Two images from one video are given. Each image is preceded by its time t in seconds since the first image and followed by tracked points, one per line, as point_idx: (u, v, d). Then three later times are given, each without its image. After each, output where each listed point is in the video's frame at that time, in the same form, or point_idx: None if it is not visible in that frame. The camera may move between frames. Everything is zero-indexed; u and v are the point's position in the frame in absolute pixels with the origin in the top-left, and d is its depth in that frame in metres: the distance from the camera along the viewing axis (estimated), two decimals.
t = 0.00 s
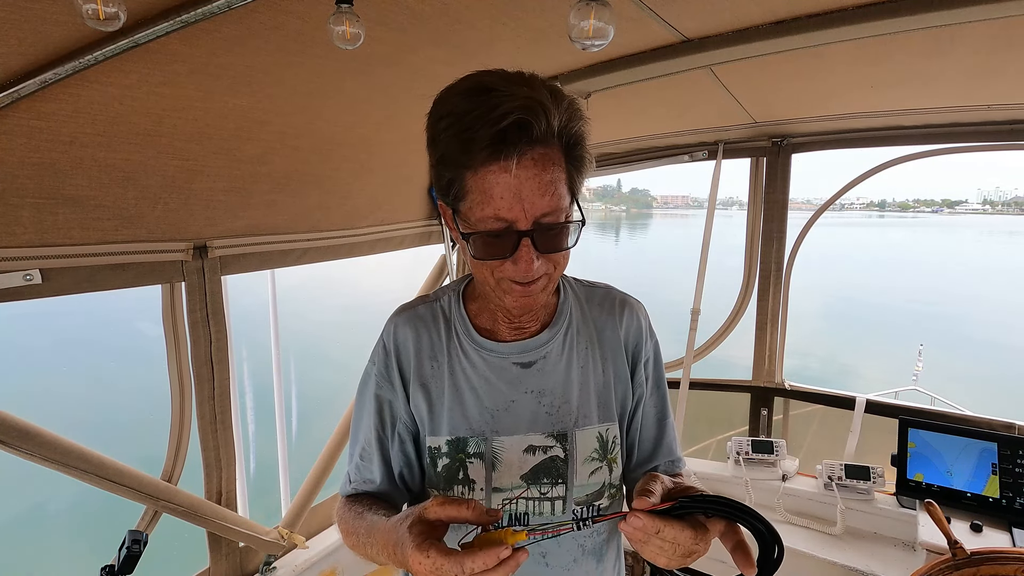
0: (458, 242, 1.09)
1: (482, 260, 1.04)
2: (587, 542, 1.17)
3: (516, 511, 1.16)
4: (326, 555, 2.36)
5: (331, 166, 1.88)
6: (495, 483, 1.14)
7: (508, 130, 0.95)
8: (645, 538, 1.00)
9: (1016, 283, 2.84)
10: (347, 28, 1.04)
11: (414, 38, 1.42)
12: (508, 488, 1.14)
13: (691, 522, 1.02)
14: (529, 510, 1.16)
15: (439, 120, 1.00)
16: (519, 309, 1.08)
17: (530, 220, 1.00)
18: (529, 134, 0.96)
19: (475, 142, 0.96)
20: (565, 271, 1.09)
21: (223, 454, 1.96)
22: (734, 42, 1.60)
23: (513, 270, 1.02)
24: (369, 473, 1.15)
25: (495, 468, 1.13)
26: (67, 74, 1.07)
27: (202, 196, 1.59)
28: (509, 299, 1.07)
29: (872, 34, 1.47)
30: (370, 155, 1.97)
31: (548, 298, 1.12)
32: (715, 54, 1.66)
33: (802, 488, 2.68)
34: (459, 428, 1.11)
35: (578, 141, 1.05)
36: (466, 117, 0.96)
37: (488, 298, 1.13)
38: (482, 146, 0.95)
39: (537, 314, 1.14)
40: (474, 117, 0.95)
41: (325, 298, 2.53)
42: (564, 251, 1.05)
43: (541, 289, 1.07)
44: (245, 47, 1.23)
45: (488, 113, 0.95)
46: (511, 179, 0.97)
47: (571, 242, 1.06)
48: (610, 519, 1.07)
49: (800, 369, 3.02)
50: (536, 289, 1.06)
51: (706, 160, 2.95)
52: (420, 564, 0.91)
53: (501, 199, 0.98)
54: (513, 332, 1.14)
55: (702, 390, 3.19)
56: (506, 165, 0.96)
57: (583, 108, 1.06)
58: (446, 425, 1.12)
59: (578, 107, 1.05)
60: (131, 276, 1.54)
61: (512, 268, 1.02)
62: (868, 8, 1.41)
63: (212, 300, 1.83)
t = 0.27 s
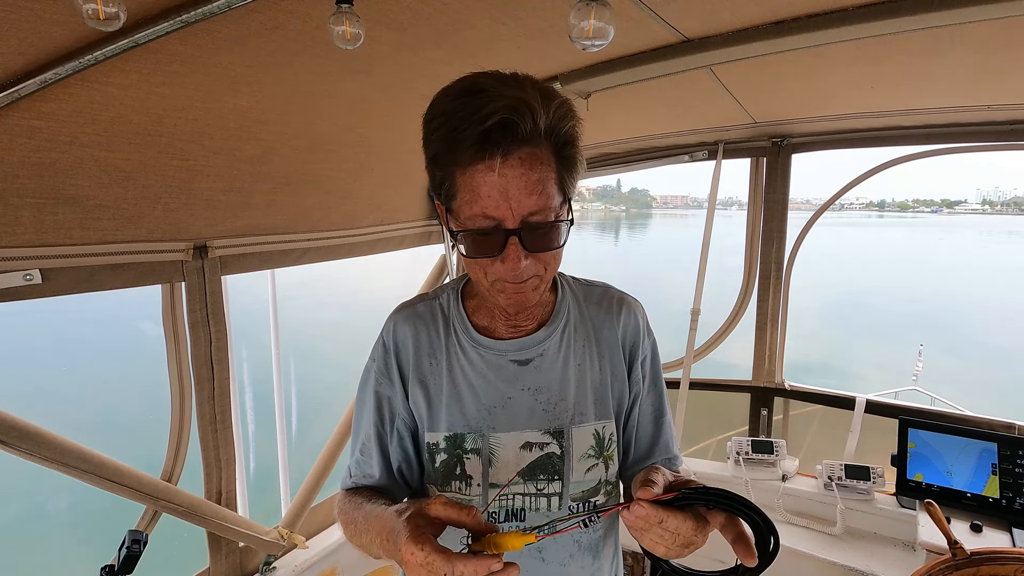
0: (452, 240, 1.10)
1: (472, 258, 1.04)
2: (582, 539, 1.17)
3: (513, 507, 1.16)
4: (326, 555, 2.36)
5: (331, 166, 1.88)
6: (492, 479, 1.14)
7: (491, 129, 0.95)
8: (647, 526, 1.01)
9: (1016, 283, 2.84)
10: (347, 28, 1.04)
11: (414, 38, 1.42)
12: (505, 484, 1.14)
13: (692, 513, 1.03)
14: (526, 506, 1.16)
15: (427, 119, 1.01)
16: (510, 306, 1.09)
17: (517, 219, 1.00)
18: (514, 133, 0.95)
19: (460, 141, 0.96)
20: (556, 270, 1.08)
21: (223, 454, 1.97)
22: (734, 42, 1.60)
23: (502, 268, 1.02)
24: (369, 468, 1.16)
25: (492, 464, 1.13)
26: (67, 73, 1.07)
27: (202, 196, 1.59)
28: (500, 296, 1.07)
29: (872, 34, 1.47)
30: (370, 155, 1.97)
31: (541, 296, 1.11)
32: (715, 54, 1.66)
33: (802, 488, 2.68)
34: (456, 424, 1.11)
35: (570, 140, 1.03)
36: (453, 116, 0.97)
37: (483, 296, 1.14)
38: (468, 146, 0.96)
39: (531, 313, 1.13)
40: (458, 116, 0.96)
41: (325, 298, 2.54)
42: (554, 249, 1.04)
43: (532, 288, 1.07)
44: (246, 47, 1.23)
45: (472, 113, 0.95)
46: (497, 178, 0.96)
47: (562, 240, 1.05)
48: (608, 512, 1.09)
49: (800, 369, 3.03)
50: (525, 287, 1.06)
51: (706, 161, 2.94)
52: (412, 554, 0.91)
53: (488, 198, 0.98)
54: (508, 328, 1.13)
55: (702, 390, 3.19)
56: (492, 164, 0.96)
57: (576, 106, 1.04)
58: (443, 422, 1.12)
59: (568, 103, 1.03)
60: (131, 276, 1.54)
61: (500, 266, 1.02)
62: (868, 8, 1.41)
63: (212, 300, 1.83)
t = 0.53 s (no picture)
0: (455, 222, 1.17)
1: (468, 222, 1.10)
2: (583, 538, 1.17)
3: (514, 507, 1.16)
4: (326, 555, 2.36)
5: (331, 166, 1.88)
6: (493, 478, 1.14)
7: (493, 101, 1.10)
8: (638, 507, 1.01)
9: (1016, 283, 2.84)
10: (347, 28, 1.04)
11: (414, 38, 1.42)
12: (506, 484, 1.14)
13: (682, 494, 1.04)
14: (527, 506, 1.17)
15: (439, 109, 1.16)
16: (505, 282, 1.09)
17: (511, 177, 1.09)
18: (514, 105, 1.10)
19: (466, 112, 1.11)
20: (552, 246, 1.11)
21: (223, 454, 1.97)
22: (734, 42, 1.60)
23: (496, 226, 1.07)
24: (371, 467, 1.17)
25: (493, 464, 1.13)
26: (67, 74, 1.07)
27: (202, 197, 1.59)
28: (496, 267, 1.09)
29: (872, 34, 1.47)
30: (370, 155, 1.97)
31: (538, 280, 1.12)
32: (715, 54, 1.66)
33: (802, 488, 2.68)
34: (456, 424, 1.11)
35: (567, 128, 1.16)
36: (460, 98, 1.12)
37: (483, 284, 1.15)
38: (469, 112, 1.11)
39: (529, 300, 1.14)
40: (465, 93, 1.11)
41: (325, 298, 2.54)
42: (548, 216, 1.09)
43: (528, 263, 1.09)
44: (246, 47, 1.23)
45: (477, 87, 1.10)
46: (494, 137, 1.08)
47: (556, 209, 1.10)
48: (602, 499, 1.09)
49: (800, 369, 3.03)
50: (521, 257, 1.08)
51: (706, 160, 2.94)
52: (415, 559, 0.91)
53: (484, 156, 1.09)
54: (508, 324, 1.15)
55: (702, 390, 3.19)
56: (490, 126, 1.09)
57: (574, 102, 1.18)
58: (443, 421, 1.12)
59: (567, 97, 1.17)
60: (131, 276, 1.54)
61: (496, 227, 1.07)
62: (869, 8, 1.40)
63: (212, 300, 1.83)
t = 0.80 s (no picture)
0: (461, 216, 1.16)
1: (476, 212, 1.10)
2: (585, 538, 1.18)
3: (516, 506, 1.15)
4: (326, 555, 2.36)
5: (331, 166, 1.88)
6: (495, 478, 1.13)
7: (502, 93, 1.12)
8: (619, 528, 1.01)
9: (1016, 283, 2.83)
10: (347, 28, 1.03)
11: (414, 38, 1.42)
12: (507, 483, 1.13)
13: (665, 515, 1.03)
14: (529, 506, 1.15)
15: (446, 103, 1.17)
16: (511, 275, 1.08)
17: (520, 168, 1.09)
18: (522, 98, 1.12)
19: (475, 104, 1.12)
20: (558, 240, 1.12)
21: (223, 454, 1.96)
22: (734, 42, 1.60)
23: (504, 215, 1.07)
24: (372, 463, 1.19)
25: (495, 463, 1.12)
26: (67, 74, 1.07)
27: (202, 197, 1.59)
28: (502, 257, 1.08)
29: (872, 34, 1.47)
30: (370, 155, 1.97)
31: (544, 273, 1.11)
32: (715, 54, 1.66)
33: (802, 488, 2.68)
34: (457, 422, 1.11)
35: (574, 124, 1.18)
36: (468, 91, 1.14)
37: (485, 279, 1.15)
38: (477, 104, 1.12)
39: (532, 296, 1.13)
40: (473, 86, 1.13)
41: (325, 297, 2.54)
42: (556, 207, 1.09)
43: (535, 254, 1.09)
44: (245, 47, 1.23)
45: (486, 80, 1.12)
46: (502, 128, 1.10)
47: (563, 200, 1.11)
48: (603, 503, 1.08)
49: (800, 369, 3.03)
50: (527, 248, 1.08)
51: (706, 161, 2.94)
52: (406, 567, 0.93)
53: (493, 146, 1.10)
54: (510, 322, 1.15)
55: (702, 390, 3.19)
56: (497, 118, 1.10)
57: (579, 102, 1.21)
58: (444, 420, 1.12)
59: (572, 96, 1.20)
60: (132, 276, 1.54)
61: (503, 216, 1.07)
62: (869, 8, 1.40)
63: (212, 300, 1.83)
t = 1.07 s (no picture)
0: (465, 218, 1.17)
1: (480, 210, 1.10)
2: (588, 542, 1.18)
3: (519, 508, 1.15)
4: (326, 555, 2.36)
5: (331, 166, 1.88)
6: (498, 479, 1.12)
7: (497, 91, 1.12)
8: (626, 528, 1.02)
9: (1016, 283, 2.83)
10: (347, 28, 1.04)
11: (414, 38, 1.42)
12: (511, 485, 1.13)
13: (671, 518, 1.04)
14: (532, 508, 1.15)
15: (443, 106, 1.17)
16: (518, 268, 1.09)
17: (521, 163, 1.09)
18: (518, 94, 1.12)
19: (472, 104, 1.12)
20: (563, 234, 1.12)
21: (223, 454, 1.97)
22: (734, 42, 1.60)
23: (509, 210, 1.07)
24: (376, 462, 1.20)
25: (498, 464, 1.12)
26: (67, 74, 1.07)
27: (202, 197, 1.59)
28: (508, 253, 1.08)
29: (872, 34, 1.47)
30: (370, 156, 1.97)
31: (550, 267, 1.11)
32: (715, 54, 1.66)
33: (802, 488, 2.68)
34: (461, 423, 1.11)
35: (572, 120, 1.19)
36: (464, 92, 1.14)
37: (492, 278, 1.16)
38: (473, 104, 1.12)
39: (539, 293, 1.16)
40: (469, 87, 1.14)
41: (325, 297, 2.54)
42: (558, 200, 1.10)
43: (541, 249, 1.09)
44: (245, 47, 1.23)
45: (481, 80, 1.13)
46: (500, 126, 1.10)
47: (566, 193, 1.11)
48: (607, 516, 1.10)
49: (800, 369, 3.02)
50: (533, 241, 1.08)
51: (706, 161, 2.94)
52: None
53: (492, 144, 1.10)
54: (517, 322, 1.16)
55: (702, 390, 3.19)
56: (495, 117, 1.11)
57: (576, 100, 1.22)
58: (448, 420, 1.12)
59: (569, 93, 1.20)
60: (131, 276, 1.54)
61: (507, 213, 1.07)
62: (869, 8, 1.40)
63: (212, 300, 1.83)
